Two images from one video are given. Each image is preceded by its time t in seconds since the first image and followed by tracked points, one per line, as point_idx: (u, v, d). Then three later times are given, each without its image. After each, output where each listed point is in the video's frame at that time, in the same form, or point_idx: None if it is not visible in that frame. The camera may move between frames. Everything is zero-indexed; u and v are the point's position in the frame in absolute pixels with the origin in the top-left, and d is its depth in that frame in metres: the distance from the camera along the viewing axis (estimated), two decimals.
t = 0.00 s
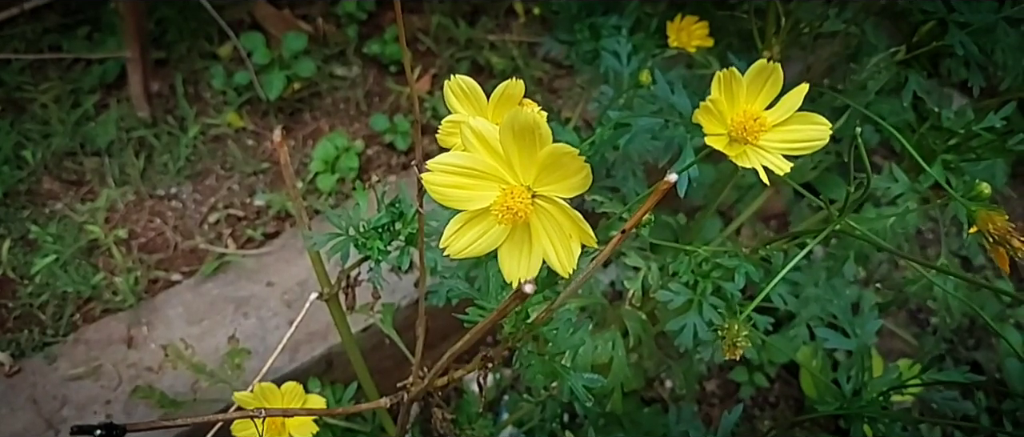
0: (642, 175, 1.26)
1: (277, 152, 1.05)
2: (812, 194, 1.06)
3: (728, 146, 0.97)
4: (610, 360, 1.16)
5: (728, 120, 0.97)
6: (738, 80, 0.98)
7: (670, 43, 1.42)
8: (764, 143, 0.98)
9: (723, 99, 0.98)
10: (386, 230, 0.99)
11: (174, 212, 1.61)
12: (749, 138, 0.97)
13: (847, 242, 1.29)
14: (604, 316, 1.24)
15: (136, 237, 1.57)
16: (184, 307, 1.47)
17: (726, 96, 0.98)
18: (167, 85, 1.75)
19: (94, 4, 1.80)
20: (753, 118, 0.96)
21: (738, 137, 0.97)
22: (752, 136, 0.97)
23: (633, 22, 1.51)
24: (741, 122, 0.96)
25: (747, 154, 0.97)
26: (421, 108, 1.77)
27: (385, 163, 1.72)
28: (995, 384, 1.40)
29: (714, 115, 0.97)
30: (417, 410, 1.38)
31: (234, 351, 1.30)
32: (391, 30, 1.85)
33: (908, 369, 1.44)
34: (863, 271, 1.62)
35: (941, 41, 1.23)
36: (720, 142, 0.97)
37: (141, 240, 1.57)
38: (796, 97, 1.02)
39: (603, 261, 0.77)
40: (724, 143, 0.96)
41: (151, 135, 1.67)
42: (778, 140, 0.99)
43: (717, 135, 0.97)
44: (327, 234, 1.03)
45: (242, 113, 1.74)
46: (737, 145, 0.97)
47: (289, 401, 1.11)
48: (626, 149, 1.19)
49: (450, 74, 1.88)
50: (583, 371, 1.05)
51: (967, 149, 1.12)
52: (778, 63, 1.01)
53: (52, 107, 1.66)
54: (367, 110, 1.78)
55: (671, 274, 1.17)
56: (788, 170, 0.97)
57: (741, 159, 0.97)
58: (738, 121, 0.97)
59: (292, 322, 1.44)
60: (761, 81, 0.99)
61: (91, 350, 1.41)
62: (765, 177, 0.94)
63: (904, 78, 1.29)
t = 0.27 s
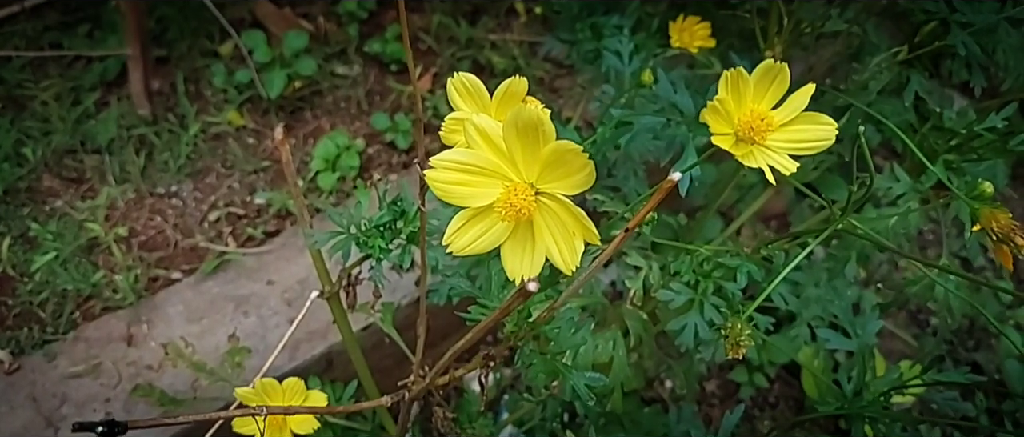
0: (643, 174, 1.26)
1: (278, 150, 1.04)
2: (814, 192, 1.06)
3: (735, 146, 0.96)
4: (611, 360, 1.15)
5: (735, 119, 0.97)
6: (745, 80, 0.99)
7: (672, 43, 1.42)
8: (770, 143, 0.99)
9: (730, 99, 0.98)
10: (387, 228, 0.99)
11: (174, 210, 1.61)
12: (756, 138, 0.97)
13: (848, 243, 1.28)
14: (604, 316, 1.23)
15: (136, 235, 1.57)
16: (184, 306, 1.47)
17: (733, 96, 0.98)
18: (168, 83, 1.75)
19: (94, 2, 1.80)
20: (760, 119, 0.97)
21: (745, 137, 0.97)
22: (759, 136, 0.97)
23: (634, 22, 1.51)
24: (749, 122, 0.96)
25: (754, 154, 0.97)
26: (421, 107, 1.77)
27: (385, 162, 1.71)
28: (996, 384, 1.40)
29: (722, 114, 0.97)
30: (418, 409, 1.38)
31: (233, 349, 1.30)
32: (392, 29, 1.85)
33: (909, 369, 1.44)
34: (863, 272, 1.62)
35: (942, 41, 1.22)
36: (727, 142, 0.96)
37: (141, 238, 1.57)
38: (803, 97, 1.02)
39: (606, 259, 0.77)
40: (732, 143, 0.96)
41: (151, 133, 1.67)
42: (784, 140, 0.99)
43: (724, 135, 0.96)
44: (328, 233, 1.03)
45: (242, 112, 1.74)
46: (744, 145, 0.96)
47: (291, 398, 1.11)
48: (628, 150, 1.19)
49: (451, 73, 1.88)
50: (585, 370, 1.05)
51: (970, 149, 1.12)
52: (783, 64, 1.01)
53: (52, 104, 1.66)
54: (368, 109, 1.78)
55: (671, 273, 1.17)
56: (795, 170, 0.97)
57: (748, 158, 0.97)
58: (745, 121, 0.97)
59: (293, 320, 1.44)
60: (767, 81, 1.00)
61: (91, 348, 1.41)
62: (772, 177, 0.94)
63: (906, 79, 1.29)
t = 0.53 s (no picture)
0: (644, 170, 1.27)
1: (278, 144, 1.03)
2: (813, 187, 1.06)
3: (735, 135, 0.97)
4: (611, 355, 1.16)
5: (736, 109, 0.97)
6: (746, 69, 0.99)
7: (673, 39, 1.42)
8: (772, 132, 0.98)
9: (731, 89, 0.98)
10: (387, 222, 0.99)
11: (174, 206, 1.61)
12: (756, 127, 0.97)
13: (850, 236, 1.24)
14: (604, 311, 1.22)
15: (136, 231, 1.57)
16: (184, 301, 1.47)
17: (734, 86, 0.99)
18: (168, 79, 1.75)
19: None
20: (760, 108, 0.97)
21: (745, 127, 0.97)
22: (760, 125, 0.97)
23: (634, 18, 1.51)
24: (749, 112, 0.96)
25: (754, 143, 0.97)
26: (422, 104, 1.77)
27: (386, 159, 1.71)
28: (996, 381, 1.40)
29: (722, 104, 0.98)
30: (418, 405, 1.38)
31: (233, 344, 1.32)
32: (392, 26, 1.85)
33: (909, 366, 1.44)
34: (864, 269, 1.62)
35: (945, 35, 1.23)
36: (727, 131, 0.97)
37: (141, 234, 1.57)
38: (805, 86, 1.02)
39: (606, 253, 0.77)
40: (731, 132, 0.96)
41: (151, 129, 1.67)
42: (785, 130, 0.99)
43: (724, 125, 0.97)
44: (328, 227, 1.03)
45: (242, 108, 1.74)
46: (744, 134, 0.97)
47: (290, 392, 1.11)
48: (629, 145, 1.19)
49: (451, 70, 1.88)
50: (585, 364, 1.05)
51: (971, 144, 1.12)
52: (785, 53, 1.01)
53: (52, 100, 1.66)
54: (368, 106, 1.78)
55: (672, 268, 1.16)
56: (796, 160, 0.96)
57: (748, 148, 0.97)
58: (745, 110, 0.97)
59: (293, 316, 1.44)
60: (769, 71, 1.00)
61: (91, 344, 1.41)
62: (772, 167, 0.94)
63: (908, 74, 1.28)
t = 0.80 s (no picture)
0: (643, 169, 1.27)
1: (277, 143, 1.02)
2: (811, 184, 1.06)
3: (735, 134, 0.97)
4: (611, 355, 1.15)
5: (735, 108, 0.97)
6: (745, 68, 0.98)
7: (672, 37, 1.41)
8: (771, 132, 0.98)
9: (730, 88, 0.98)
10: (386, 222, 0.98)
11: (173, 206, 1.61)
12: (756, 127, 0.97)
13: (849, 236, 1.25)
14: (603, 311, 1.22)
15: (134, 231, 1.57)
16: (183, 301, 1.46)
17: (733, 85, 0.99)
18: (166, 79, 1.74)
19: None
20: (760, 107, 0.96)
21: (744, 126, 0.97)
22: (759, 124, 0.97)
23: (634, 17, 1.51)
24: (748, 111, 0.96)
25: (753, 142, 0.97)
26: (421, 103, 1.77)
27: (385, 158, 1.71)
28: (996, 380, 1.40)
29: (721, 103, 0.97)
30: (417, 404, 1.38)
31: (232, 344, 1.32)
32: (391, 25, 1.84)
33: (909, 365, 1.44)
34: (863, 268, 1.62)
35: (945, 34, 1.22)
36: (726, 131, 0.96)
37: (139, 234, 1.57)
38: (805, 85, 1.01)
39: (605, 253, 0.76)
40: (731, 131, 0.96)
41: (150, 129, 1.67)
42: (785, 129, 0.99)
43: (723, 124, 0.97)
44: (327, 226, 1.02)
45: (241, 108, 1.74)
46: (743, 134, 0.96)
47: (290, 391, 1.10)
48: (628, 144, 1.19)
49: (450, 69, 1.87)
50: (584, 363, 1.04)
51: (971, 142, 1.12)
52: (784, 53, 1.01)
53: (50, 100, 1.65)
54: (367, 105, 1.78)
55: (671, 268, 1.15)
56: (795, 159, 0.96)
57: (747, 147, 0.97)
58: (744, 110, 0.97)
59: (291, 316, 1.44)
60: (767, 69, 0.99)
61: (89, 344, 1.40)
62: (771, 166, 0.94)
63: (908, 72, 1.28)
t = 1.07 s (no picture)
0: (643, 171, 1.26)
1: (276, 146, 1.03)
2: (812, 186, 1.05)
3: (738, 136, 0.96)
4: (612, 358, 1.15)
5: (738, 110, 0.97)
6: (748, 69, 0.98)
7: (672, 38, 1.41)
8: (774, 133, 0.98)
9: (732, 90, 0.98)
10: (386, 225, 0.98)
11: (171, 208, 1.60)
12: (759, 129, 0.97)
13: (848, 239, 1.25)
14: (604, 314, 1.21)
15: (133, 233, 1.56)
16: (181, 304, 1.46)
17: (735, 86, 0.98)
18: (165, 80, 1.74)
19: None
20: (763, 109, 0.96)
21: (747, 128, 0.96)
22: (762, 126, 0.97)
23: (633, 18, 1.50)
24: (751, 113, 0.96)
25: (756, 144, 0.96)
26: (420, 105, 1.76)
27: (384, 160, 1.71)
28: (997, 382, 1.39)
29: (723, 105, 0.97)
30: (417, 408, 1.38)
31: (231, 347, 1.30)
32: (390, 26, 1.84)
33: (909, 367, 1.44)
34: (863, 269, 1.62)
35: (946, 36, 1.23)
36: (729, 133, 0.96)
37: (137, 236, 1.56)
38: (807, 87, 1.01)
39: (607, 256, 0.75)
40: (733, 133, 0.96)
41: (148, 131, 1.66)
42: (788, 131, 0.99)
43: (727, 126, 0.96)
44: (326, 229, 1.01)
45: (240, 109, 1.73)
46: (746, 136, 0.96)
47: (289, 394, 1.09)
48: (628, 146, 1.19)
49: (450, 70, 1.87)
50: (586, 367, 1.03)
51: (972, 144, 1.12)
52: (787, 54, 1.00)
53: (48, 102, 1.65)
54: (366, 106, 1.77)
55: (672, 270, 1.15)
56: (799, 161, 0.96)
57: (750, 149, 0.96)
58: (747, 111, 0.97)
59: (290, 318, 1.43)
60: (770, 71, 0.99)
61: (87, 347, 1.40)
62: (774, 168, 0.94)
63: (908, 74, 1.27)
